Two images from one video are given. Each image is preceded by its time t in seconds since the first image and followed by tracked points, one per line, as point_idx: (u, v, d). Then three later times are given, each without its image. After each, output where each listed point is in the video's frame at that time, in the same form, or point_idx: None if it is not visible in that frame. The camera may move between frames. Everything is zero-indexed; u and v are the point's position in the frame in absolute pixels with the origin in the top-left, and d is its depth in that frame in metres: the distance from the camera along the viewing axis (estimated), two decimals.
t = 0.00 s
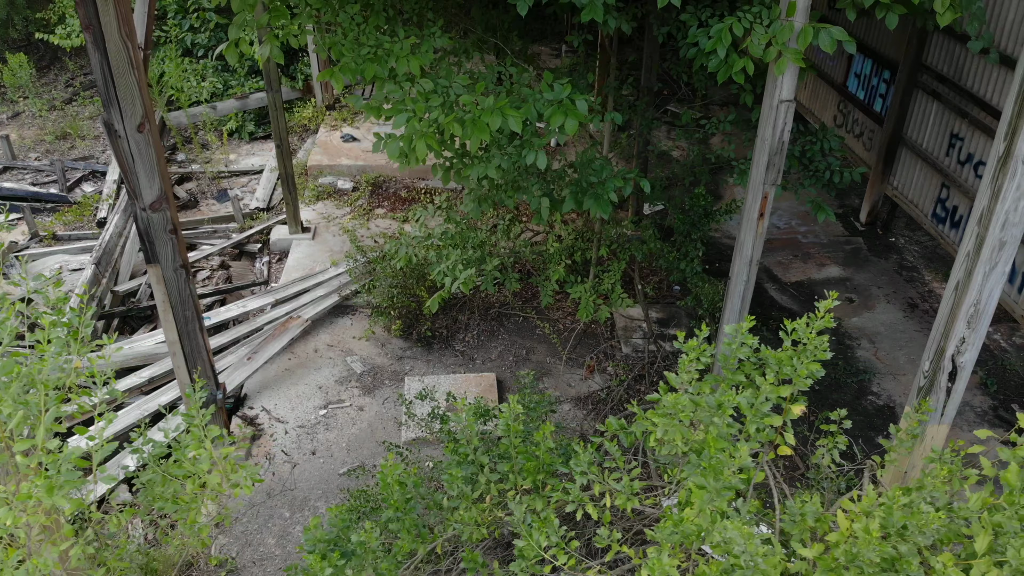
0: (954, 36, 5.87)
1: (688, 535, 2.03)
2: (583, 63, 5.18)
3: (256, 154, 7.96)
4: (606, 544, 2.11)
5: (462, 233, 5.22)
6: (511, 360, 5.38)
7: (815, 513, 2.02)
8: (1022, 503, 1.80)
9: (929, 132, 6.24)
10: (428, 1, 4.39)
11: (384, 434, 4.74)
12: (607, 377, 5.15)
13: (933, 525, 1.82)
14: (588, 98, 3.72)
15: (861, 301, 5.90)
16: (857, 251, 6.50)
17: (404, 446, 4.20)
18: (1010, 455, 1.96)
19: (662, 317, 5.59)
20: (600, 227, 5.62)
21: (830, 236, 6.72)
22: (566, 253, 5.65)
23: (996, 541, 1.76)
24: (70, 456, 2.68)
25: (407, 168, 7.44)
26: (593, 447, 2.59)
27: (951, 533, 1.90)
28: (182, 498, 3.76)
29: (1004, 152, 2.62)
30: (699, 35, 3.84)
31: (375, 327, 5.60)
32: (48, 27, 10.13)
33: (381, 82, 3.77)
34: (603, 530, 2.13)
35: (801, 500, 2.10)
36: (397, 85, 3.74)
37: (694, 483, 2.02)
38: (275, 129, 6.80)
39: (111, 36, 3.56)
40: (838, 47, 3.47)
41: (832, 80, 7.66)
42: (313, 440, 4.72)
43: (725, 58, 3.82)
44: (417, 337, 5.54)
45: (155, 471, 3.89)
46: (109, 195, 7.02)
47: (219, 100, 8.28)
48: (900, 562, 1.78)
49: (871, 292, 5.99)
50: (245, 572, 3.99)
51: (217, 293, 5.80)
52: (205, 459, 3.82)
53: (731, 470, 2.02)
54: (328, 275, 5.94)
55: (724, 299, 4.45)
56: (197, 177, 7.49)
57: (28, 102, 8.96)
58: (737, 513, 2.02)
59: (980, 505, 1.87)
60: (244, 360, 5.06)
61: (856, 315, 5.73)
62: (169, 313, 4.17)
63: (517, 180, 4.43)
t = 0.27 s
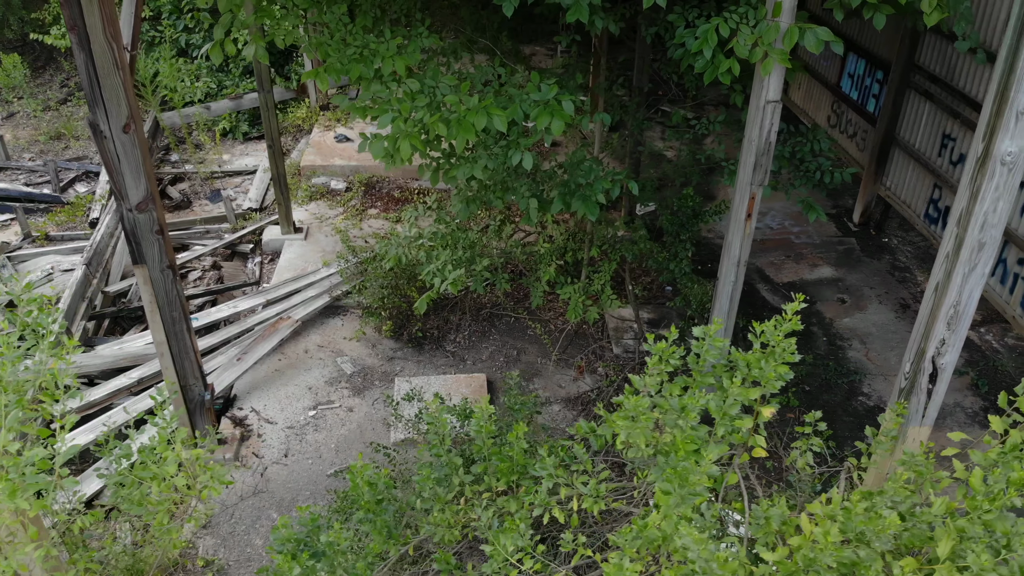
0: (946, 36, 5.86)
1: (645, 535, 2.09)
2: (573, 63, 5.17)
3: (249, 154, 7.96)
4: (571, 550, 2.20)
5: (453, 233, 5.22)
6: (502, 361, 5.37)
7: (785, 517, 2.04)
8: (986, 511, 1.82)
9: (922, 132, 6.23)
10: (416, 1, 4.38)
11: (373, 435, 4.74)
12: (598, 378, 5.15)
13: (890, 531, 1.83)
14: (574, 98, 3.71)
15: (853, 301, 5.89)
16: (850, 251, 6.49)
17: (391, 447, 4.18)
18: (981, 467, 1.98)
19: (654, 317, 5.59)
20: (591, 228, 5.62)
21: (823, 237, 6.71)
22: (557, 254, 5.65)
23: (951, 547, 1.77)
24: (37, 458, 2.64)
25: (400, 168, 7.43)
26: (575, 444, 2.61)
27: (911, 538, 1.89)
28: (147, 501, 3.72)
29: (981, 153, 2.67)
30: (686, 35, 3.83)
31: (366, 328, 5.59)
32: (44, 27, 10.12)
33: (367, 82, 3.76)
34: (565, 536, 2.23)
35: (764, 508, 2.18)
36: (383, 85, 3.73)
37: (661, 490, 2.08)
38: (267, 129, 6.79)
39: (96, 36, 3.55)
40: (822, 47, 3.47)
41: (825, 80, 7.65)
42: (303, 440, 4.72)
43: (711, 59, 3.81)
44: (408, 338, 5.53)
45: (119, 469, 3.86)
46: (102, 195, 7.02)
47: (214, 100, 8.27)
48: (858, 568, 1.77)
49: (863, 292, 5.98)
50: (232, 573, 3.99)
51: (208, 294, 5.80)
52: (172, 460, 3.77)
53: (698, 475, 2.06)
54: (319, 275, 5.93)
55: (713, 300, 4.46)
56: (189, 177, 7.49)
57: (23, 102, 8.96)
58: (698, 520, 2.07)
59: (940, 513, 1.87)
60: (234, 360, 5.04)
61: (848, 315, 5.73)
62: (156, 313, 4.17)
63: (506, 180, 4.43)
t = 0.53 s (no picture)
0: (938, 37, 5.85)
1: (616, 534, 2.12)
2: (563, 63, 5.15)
3: (243, 154, 7.96)
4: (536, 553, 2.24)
5: (443, 234, 5.22)
6: (492, 362, 5.35)
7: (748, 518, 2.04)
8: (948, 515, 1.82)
9: (914, 133, 6.23)
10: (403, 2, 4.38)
11: (362, 436, 4.73)
12: (587, 379, 5.14)
13: (846, 535, 1.84)
14: (560, 99, 3.70)
15: (845, 302, 5.88)
16: (843, 252, 6.48)
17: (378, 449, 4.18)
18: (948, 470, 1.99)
19: (645, 318, 5.58)
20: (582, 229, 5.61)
21: (816, 238, 6.70)
22: (548, 255, 5.65)
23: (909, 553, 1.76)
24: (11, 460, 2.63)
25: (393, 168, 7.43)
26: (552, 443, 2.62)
27: (872, 543, 1.90)
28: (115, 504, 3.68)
29: (958, 155, 2.71)
30: (672, 36, 3.82)
31: (357, 329, 5.58)
32: (39, 27, 10.13)
33: (353, 82, 3.75)
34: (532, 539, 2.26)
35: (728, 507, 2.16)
36: (368, 85, 3.72)
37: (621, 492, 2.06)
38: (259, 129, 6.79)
39: (81, 37, 3.55)
40: (807, 48, 3.47)
41: (819, 81, 7.64)
42: (292, 441, 4.72)
43: (697, 60, 3.81)
44: (399, 338, 5.52)
45: (88, 470, 3.83)
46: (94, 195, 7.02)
47: (207, 101, 8.28)
48: (816, 573, 1.78)
49: (855, 293, 5.98)
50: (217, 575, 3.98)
51: (199, 294, 5.80)
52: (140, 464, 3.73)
53: (655, 477, 2.03)
54: (311, 276, 5.93)
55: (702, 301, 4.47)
56: (182, 178, 7.49)
57: (17, 102, 8.97)
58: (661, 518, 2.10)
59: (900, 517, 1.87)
60: (223, 361, 5.04)
61: (839, 316, 5.72)
62: (143, 314, 4.18)
63: (494, 181, 4.43)
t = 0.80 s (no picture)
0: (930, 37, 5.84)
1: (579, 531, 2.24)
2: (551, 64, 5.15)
3: (236, 155, 7.97)
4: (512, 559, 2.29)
5: (432, 234, 5.23)
6: (482, 363, 5.34)
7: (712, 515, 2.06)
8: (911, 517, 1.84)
9: (905, 133, 6.22)
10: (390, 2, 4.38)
11: (349, 437, 4.72)
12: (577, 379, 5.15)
13: (794, 538, 1.85)
14: (545, 99, 3.69)
15: (835, 302, 5.87)
16: (834, 252, 6.47)
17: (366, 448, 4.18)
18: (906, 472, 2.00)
19: (635, 319, 5.59)
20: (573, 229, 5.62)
21: (808, 238, 6.69)
22: (538, 255, 5.65)
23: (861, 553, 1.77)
24: None
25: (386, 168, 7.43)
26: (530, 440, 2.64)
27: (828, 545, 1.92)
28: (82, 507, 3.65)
29: (933, 155, 2.71)
30: (657, 37, 3.82)
31: (347, 329, 5.58)
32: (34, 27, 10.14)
33: (337, 82, 3.75)
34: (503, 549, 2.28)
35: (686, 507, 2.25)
36: (352, 85, 3.72)
37: (575, 491, 2.19)
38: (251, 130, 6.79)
39: (64, 38, 3.54)
40: (791, 48, 3.47)
41: (812, 81, 7.63)
42: (279, 442, 4.72)
43: (682, 61, 3.81)
44: (388, 339, 5.51)
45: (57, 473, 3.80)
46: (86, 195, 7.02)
47: (201, 101, 8.27)
48: None
49: (846, 293, 5.97)
50: None
51: (190, 294, 5.80)
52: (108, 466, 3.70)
53: (605, 475, 2.14)
54: (301, 276, 5.92)
55: (689, 301, 4.48)
56: (175, 178, 7.49)
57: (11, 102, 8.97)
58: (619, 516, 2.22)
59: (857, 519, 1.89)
60: (212, 362, 5.01)
61: (830, 316, 5.72)
62: (129, 315, 4.18)
63: (481, 182, 4.43)
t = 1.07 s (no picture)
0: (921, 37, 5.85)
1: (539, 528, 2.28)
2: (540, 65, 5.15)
3: (229, 155, 7.98)
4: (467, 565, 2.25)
5: (420, 234, 5.23)
6: (471, 363, 5.34)
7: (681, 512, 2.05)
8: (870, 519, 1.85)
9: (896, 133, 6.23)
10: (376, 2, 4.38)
11: (336, 438, 4.72)
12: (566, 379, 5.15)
13: (742, 540, 1.83)
14: (528, 99, 3.69)
15: (826, 302, 5.87)
16: (825, 252, 6.47)
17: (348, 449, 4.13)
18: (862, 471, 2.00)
19: (625, 319, 5.60)
20: (562, 230, 5.63)
21: (799, 238, 6.69)
22: (528, 255, 5.64)
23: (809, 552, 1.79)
24: None
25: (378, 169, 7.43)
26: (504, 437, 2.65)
27: (780, 546, 1.95)
28: (51, 507, 3.62)
29: (906, 156, 2.72)
30: (641, 37, 3.82)
31: (336, 330, 5.57)
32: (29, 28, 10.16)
33: (320, 82, 3.75)
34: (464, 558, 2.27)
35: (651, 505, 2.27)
36: (335, 85, 3.72)
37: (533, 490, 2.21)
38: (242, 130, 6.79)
39: (47, 40, 3.55)
40: (773, 47, 3.47)
41: (804, 81, 7.63)
42: (267, 442, 4.72)
43: (666, 61, 3.80)
44: (377, 339, 5.49)
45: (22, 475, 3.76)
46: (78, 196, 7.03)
47: (194, 101, 8.28)
48: None
49: (836, 293, 5.97)
50: None
51: (179, 295, 5.80)
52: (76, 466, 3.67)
53: (561, 475, 2.16)
54: (291, 277, 5.92)
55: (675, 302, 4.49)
56: (167, 178, 7.50)
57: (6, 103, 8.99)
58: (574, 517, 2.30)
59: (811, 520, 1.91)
60: (200, 362, 5.01)
61: (819, 316, 5.72)
62: (115, 315, 4.18)
63: (468, 182, 4.43)
